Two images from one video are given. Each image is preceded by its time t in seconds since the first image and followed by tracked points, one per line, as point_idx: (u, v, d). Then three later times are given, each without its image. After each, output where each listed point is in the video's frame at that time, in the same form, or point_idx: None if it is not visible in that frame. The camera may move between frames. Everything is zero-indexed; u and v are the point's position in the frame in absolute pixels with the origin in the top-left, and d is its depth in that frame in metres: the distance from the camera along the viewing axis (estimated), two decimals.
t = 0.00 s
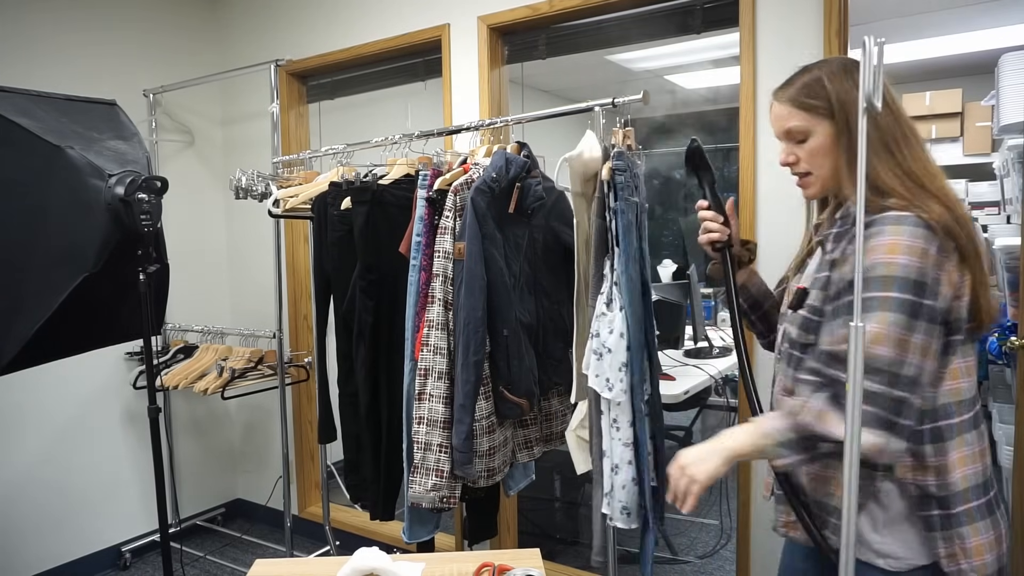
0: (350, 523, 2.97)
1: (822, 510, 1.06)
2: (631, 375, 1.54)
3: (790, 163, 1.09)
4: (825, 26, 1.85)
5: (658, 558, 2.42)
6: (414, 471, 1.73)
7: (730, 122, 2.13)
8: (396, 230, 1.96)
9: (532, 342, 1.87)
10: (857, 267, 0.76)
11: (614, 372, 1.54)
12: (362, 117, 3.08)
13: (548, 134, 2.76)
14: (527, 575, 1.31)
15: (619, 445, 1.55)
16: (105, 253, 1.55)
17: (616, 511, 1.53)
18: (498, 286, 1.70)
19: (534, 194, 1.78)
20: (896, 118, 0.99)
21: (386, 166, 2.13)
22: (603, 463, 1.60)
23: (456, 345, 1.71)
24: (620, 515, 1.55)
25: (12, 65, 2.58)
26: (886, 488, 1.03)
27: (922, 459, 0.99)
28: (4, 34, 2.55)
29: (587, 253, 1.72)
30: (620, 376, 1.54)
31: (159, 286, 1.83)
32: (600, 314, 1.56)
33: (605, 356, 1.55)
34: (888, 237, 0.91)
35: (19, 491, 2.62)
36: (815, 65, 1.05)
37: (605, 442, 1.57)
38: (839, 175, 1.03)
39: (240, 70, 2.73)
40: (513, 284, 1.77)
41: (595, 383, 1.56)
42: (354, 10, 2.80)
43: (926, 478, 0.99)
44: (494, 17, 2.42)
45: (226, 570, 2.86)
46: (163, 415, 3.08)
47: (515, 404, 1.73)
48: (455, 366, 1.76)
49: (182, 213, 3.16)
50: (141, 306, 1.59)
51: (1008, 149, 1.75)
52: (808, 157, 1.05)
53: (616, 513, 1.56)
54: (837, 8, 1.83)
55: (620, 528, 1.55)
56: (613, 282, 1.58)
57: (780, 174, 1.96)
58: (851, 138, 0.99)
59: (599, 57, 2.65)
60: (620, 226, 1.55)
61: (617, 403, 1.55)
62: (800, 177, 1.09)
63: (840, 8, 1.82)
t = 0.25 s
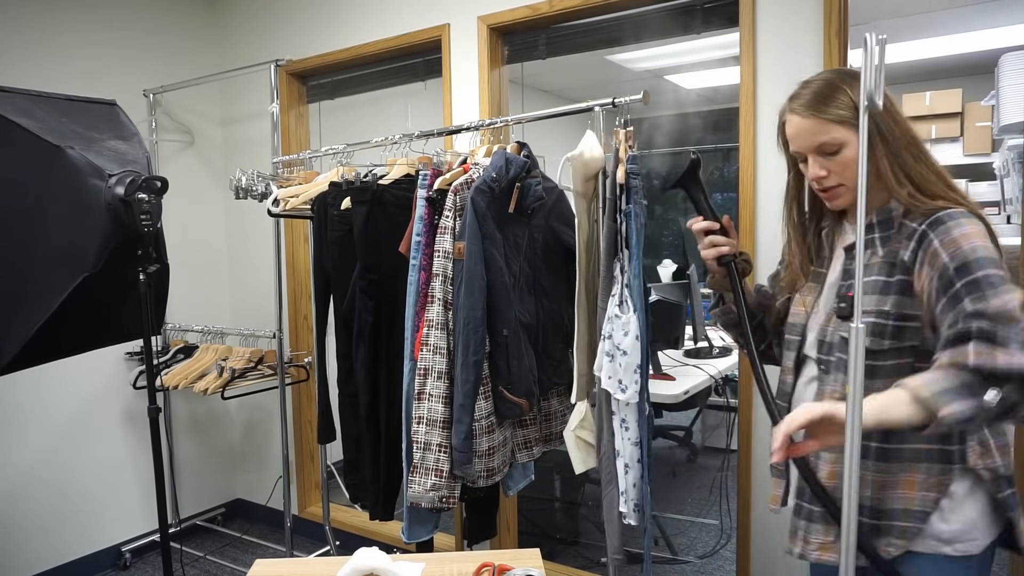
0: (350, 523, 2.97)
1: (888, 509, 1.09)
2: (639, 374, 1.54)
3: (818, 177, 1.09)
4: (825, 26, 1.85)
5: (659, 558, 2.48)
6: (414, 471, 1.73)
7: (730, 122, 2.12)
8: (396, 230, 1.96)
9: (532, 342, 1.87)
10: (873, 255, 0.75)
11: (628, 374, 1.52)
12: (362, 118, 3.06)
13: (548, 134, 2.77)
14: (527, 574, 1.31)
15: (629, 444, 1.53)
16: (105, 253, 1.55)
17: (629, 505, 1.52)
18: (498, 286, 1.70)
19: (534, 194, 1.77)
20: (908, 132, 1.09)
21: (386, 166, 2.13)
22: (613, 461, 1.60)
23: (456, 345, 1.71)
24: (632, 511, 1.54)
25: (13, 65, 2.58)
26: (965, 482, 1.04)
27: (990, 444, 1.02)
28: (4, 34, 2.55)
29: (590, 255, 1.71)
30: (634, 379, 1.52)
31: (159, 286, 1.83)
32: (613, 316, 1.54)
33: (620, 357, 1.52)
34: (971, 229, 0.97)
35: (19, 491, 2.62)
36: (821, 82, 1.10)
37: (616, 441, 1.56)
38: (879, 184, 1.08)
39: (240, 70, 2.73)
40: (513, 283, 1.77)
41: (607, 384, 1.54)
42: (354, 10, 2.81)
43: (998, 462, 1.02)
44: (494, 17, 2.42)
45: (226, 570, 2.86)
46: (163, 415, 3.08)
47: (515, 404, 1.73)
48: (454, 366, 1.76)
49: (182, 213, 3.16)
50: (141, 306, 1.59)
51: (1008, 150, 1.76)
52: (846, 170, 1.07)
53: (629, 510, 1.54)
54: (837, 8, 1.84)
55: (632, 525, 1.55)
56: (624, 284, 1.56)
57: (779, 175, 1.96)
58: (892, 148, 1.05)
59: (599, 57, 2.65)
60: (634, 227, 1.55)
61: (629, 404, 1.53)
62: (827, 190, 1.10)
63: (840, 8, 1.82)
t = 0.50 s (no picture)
0: (350, 523, 2.97)
1: (958, 499, 1.06)
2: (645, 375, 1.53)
3: (830, 181, 1.08)
4: (825, 26, 1.85)
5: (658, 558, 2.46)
6: (414, 470, 1.73)
7: (731, 122, 2.12)
8: (396, 230, 1.96)
9: (532, 342, 1.87)
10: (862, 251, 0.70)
11: (635, 376, 1.51)
12: (362, 118, 3.07)
13: (548, 134, 2.77)
14: (527, 575, 1.31)
15: (632, 442, 1.53)
16: (105, 253, 1.55)
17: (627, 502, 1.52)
18: (498, 286, 1.70)
19: (534, 194, 1.77)
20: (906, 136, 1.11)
21: (386, 166, 2.13)
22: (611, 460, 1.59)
23: (456, 345, 1.71)
24: (628, 507, 1.53)
25: (13, 65, 2.58)
26: None
27: None
28: (4, 34, 2.55)
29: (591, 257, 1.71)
30: (640, 380, 1.51)
31: (159, 286, 1.83)
32: (619, 318, 1.53)
33: (626, 359, 1.51)
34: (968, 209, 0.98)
35: (19, 490, 2.62)
36: (824, 87, 1.10)
37: (617, 440, 1.56)
38: (889, 186, 1.08)
39: (240, 70, 2.73)
40: (513, 283, 1.77)
41: (613, 385, 1.53)
42: (354, 10, 2.81)
43: None
44: (494, 17, 2.42)
45: (226, 570, 2.86)
46: (163, 415, 3.08)
47: (515, 404, 1.73)
48: (454, 366, 1.76)
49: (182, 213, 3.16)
50: (141, 306, 1.59)
51: (1008, 150, 1.76)
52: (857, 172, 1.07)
53: (626, 506, 1.54)
54: (837, 8, 1.84)
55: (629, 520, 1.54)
56: (629, 285, 1.56)
57: (779, 174, 1.96)
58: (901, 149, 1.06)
59: (599, 57, 2.65)
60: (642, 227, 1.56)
61: (633, 404, 1.53)
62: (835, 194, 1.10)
63: (840, 8, 1.82)
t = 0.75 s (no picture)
0: (349, 523, 2.97)
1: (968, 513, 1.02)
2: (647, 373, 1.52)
3: (830, 186, 1.01)
4: (825, 26, 1.86)
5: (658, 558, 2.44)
6: (415, 470, 1.73)
7: (730, 122, 2.12)
8: (396, 230, 1.96)
9: (532, 342, 1.87)
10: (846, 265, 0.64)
11: (637, 375, 1.51)
12: (362, 118, 3.07)
13: (548, 134, 2.77)
14: (527, 575, 1.31)
15: (634, 442, 1.53)
16: (104, 253, 1.55)
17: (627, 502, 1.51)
18: (498, 286, 1.70)
19: (534, 194, 1.77)
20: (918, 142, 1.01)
21: (386, 166, 2.13)
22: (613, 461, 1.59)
23: (456, 346, 1.71)
24: (630, 508, 1.53)
25: (13, 65, 2.58)
26: None
27: None
28: (4, 34, 2.55)
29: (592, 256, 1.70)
30: (643, 380, 1.51)
31: (158, 286, 1.83)
32: (622, 318, 1.52)
33: (629, 358, 1.51)
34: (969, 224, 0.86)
35: (19, 491, 2.62)
36: (829, 88, 1.05)
37: (619, 440, 1.55)
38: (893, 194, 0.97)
39: (240, 70, 2.73)
40: (513, 284, 1.77)
41: (616, 385, 1.53)
42: (354, 10, 2.81)
43: None
44: (494, 17, 2.42)
45: (226, 570, 2.87)
46: (163, 415, 3.08)
47: (515, 404, 1.73)
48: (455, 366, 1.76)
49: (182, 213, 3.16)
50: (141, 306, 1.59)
51: (1008, 150, 1.76)
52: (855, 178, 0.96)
53: (628, 507, 1.53)
54: (837, 8, 1.84)
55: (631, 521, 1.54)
56: (632, 284, 1.55)
57: (779, 174, 1.96)
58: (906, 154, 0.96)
59: (599, 57, 2.65)
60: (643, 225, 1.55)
61: (636, 404, 1.52)
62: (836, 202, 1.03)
63: (840, 8, 1.82)
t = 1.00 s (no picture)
0: (350, 523, 2.97)
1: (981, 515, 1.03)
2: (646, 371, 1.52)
3: (831, 207, 0.98)
4: (825, 26, 1.86)
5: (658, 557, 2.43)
6: (415, 470, 1.73)
7: (730, 122, 2.12)
8: (397, 230, 1.96)
9: (532, 342, 1.87)
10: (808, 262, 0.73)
11: (639, 375, 1.51)
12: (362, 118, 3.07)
13: (548, 135, 2.77)
14: (528, 574, 1.31)
15: (638, 443, 1.53)
16: (104, 253, 1.56)
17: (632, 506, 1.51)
18: (498, 286, 1.70)
19: (535, 194, 1.76)
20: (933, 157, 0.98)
21: (385, 166, 2.13)
22: (619, 462, 1.59)
23: (456, 345, 1.71)
24: (636, 510, 1.53)
25: (13, 65, 2.58)
26: None
27: None
28: (5, 34, 2.55)
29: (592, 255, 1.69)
30: (644, 379, 1.51)
31: (158, 286, 1.83)
32: (623, 317, 1.52)
33: (630, 358, 1.52)
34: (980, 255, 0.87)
35: (19, 490, 2.62)
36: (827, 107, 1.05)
37: (623, 441, 1.56)
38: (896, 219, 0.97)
39: (240, 70, 2.73)
40: (513, 284, 1.77)
41: (616, 385, 1.54)
42: (354, 10, 2.81)
43: None
44: (494, 17, 2.42)
45: (226, 570, 2.86)
46: (163, 415, 3.08)
47: (515, 404, 1.73)
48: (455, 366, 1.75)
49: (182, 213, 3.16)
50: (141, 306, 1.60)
51: (1008, 150, 1.75)
52: (856, 202, 0.97)
53: (634, 509, 1.54)
54: (838, 8, 1.84)
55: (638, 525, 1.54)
56: (633, 283, 1.55)
57: (778, 174, 1.96)
58: (910, 175, 0.94)
59: (599, 57, 2.65)
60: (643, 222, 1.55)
61: (638, 405, 1.53)
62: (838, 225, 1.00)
63: (840, 8, 1.82)
